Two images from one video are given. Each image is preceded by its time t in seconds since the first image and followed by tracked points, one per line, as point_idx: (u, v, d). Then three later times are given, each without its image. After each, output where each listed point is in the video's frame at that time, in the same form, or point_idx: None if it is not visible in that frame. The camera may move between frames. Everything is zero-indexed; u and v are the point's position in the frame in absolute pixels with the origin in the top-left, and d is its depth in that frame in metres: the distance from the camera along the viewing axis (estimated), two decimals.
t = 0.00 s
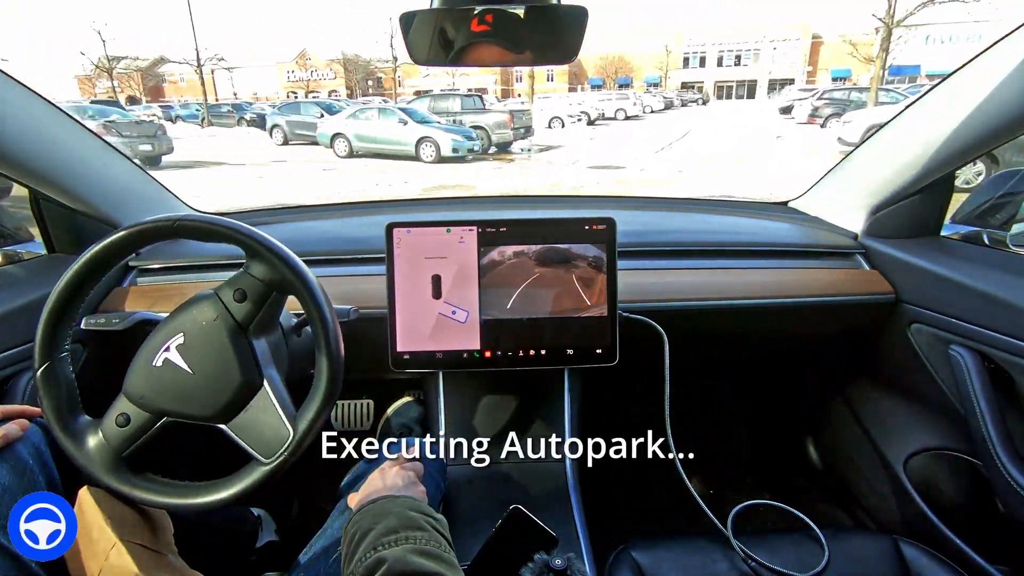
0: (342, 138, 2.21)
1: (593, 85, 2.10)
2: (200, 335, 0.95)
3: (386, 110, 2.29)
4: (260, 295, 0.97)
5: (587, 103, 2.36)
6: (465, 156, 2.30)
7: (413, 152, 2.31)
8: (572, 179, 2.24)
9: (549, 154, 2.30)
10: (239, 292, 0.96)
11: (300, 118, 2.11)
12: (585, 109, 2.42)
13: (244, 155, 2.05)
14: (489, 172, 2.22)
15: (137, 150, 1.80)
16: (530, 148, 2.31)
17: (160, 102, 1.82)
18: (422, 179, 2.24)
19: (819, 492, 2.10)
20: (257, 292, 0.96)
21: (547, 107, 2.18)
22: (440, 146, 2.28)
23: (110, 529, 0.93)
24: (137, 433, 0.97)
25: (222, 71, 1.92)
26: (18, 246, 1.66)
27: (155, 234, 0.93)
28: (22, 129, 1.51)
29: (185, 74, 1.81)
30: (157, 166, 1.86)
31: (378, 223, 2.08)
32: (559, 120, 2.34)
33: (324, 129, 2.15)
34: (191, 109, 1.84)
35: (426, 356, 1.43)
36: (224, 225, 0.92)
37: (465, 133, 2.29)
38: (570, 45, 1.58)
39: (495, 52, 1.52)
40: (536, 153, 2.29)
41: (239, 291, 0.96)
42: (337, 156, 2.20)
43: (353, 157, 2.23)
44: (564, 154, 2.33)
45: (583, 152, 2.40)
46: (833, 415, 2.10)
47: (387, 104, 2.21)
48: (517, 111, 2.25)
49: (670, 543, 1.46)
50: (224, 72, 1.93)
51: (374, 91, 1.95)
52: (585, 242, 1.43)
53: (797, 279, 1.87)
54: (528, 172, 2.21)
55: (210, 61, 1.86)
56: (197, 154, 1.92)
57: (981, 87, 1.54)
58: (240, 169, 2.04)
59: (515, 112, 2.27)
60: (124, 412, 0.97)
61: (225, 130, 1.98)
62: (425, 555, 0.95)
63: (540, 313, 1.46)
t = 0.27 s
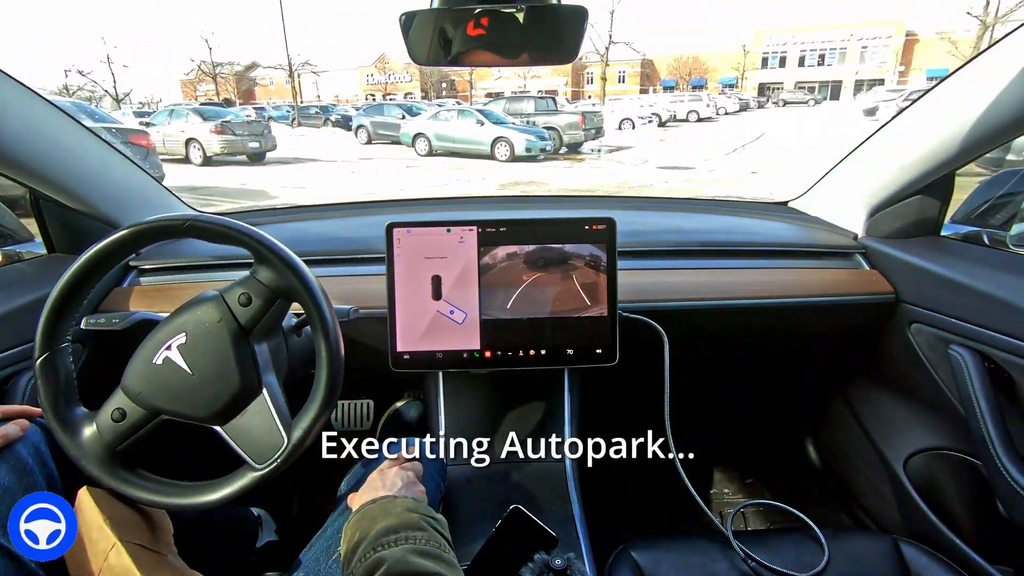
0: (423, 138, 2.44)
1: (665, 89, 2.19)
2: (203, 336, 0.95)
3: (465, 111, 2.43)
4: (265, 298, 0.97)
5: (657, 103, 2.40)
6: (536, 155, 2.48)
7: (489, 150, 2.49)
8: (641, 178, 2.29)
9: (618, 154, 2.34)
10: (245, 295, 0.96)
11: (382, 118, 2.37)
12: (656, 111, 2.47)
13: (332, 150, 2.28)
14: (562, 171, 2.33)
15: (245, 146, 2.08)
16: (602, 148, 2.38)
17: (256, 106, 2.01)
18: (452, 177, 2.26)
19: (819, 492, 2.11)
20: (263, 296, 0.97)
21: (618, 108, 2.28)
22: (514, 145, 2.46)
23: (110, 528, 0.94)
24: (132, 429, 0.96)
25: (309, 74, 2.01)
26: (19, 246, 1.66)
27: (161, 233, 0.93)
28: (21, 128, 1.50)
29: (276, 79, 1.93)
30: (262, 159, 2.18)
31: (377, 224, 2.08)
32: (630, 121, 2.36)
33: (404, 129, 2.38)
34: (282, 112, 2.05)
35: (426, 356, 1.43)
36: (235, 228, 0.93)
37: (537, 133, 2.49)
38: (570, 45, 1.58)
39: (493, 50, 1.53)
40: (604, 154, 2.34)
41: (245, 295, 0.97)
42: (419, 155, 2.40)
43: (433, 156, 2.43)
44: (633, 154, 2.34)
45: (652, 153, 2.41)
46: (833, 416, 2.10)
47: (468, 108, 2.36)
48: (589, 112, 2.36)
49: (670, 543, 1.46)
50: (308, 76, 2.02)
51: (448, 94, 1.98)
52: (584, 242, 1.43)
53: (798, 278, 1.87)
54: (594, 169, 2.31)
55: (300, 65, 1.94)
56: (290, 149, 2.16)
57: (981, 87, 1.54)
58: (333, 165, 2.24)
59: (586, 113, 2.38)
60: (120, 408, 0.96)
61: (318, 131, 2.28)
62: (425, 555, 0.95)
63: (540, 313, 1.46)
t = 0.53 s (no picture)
0: (470, 138, 2.70)
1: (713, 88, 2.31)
2: (203, 338, 0.95)
3: (511, 112, 2.76)
4: (270, 300, 0.97)
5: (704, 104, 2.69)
6: (580, 153, 2.69)
7: (535, 149, 2.71)
8: (685, 177, 2.36)
9: (660, 154, 2.52)
10: (249, 299, 0.96)
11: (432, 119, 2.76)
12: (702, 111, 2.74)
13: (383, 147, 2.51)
14: (606, 169, 2.45)
15: (306, 143, 2.29)
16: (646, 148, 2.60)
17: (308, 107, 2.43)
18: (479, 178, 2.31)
19: (819, 493, 2.12)
20: (267, 299, 0.97)
21: (663, 108, 2.56)
22: (558, 145, 2.69)
23: (110, 529, 0.93)
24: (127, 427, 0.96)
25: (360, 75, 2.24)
26: (18, 246, 1.65)
27: (171, 231, 0.92)
28: (20, 128, 1.50)
29: (327, 82, 2.23)
30: (320, 157, 2.34)
31: (376, 224, 2.08)
32: (675, 121, 2.68)
33: (454, 129, 2.72)
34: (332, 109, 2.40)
35: (426, 356, 1.43)
36: (243, 229, 0.93)
37: (582, 133, 2.82)
38: (570, 44, 1.58)
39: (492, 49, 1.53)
40: (648, 154, 2.56)
41: (248, 297, 0.96)
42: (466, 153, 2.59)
43: (480, 152, 2.65)
44: (678, 154, 2.49)
45: (695, 152, 2.54)
46: (832, 417, 2.11)
47: (514, 108, 2.68)
48: (631, 114, 2.82)
49: (671, 542, 1.46)
50: (358, 80, 2.32)
51: (492, 93, 2.19)
52: (584, 242, 1.43)
53: (798, 279, 1.87)
54: (641, 168, 2.45)
55: (350, 67, 2.14)
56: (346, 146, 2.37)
57: (976, 85, 1.52)
58: (383, 163, 2.36)
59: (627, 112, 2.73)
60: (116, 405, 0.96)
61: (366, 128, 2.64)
62: (425, 556, 0.95)
63: (540, 313, 1.46)
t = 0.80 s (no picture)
0: (503, 138, 2.75)
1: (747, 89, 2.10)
2: (213, 347, 0.96)
3: (543, 112, 2.76)
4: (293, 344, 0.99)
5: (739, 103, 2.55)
6: (612, 153, 2.66)
7: (565, 149, 2.72)
8: (715, 176, 2.31)
9: (691, 154, 2.46)
10: (272, 337, 0.98)
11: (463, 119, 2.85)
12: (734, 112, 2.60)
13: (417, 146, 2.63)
14: (637, 169, 2.43)
15: (344, 142, 2.42)
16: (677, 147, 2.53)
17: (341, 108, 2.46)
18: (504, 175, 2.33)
19: (820, 494, 2.12)
20: (289, 343, 0.99)
21: (695, 108, 2.41)
22: (590, 145, 2.67)
23: (110, 529, 0.93)
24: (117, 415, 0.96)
25: (393, 76, 2.16)
26: (19, 246, 1.65)
27: (215, 234, 0.93)
28: (21, 128, 1.50)
29: (362, 82, 2.27)
30: (357, 156, 2.48)
31: (376, 224, 2.08)
32: (707, 121, 2.52)
33: (485, 129, 2.78)
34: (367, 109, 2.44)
35: (426, 356, 1.43)
36: (296, 266, 0.96)
37: (613, 134, 2.74)
38: (569, 44, 1.59)
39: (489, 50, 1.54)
40: (678, 154, 2.48)
41: (270, 334, 0.99)
42: (496, 152, 2.64)
43: (513, 152, 2.70)
44: (709, 154, 2.43)
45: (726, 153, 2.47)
46: (832, 417, 2.11)
47: (546, 108, 2.68)
48: (664, 112, 2.57)
49: (671, 542, 1.46)
50: (387, 79, 2.19)
51: (523, 93, 2.17)
52: (584, 242, 1.43)
53: (799, 278, 1.87)
54: (670, 168, 2.39)
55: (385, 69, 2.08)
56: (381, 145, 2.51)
57: (978, 86, 1.52)
58: (417, 161, 2.47)
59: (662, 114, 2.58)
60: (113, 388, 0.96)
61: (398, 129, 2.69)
62: (425, 555, 0.95)
63: (539, 313, 1.46)
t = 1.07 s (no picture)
0: (521, 138, 2.79)
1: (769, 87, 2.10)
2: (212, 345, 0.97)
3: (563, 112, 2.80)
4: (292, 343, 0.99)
5: (760, 103, 2.30)
6: (629, 153, 2.68)
7: (583, 149, 2.76)
8: (735, 176, 2.30)
9: (709, 154, 2.43)
10: (272, 338, 0.99)
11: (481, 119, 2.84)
12: (758, 111, 2.37)
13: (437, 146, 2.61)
14: (655, 169, 2.44)
15: (365, 142, 2.38)
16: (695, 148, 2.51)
17: (359, 107, 2.32)
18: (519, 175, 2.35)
19: (820, 494, 2.12)
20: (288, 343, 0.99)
21: (715, 108, 2.31)
22: (607, 145, 2.71)
23: (110, 529, 0.94)
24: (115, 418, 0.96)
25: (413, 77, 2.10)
26: (19, 246, 1.65)
27: (215, 234, 0.93)
28: (21, 128, 1.50)
29: (380, 83, 2.16)
30: (378, 156, 2.44)
31: (376, 224, 2.09)
32: (727, 121, 2.40)
33: (505, 129, 2.81)
34: (386, 108, 2.34)
35: (426, 356, 1.43)
36: (296, 265, 0.96)
37: (632, 133, 2.73)
38: (568, 43, 1.59)
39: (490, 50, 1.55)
40: (696, 154, 2.49)
41: (270, 334, 0.99)
42: (516, 153, 2.69)
43: (530, 152, 2.74)
44: (727, 154, 2.37)
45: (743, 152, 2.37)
46: (832, 418, 2.12)
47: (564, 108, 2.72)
48: (681, 112, 2.61)
49: (671, 542, 1.46)
50: (408, 80, 2.13)
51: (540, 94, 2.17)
52: (584, 242, 1.43)
53: (800, 279, 1.87)
54: (688, 168, 2.40)
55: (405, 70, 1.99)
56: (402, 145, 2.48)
57: (978, 86, 1.52)
58: (437, 161, 2.44)
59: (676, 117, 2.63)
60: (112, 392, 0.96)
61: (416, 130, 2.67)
62: (425, 556, 0.95)
63: (539, 313, 1.46)
